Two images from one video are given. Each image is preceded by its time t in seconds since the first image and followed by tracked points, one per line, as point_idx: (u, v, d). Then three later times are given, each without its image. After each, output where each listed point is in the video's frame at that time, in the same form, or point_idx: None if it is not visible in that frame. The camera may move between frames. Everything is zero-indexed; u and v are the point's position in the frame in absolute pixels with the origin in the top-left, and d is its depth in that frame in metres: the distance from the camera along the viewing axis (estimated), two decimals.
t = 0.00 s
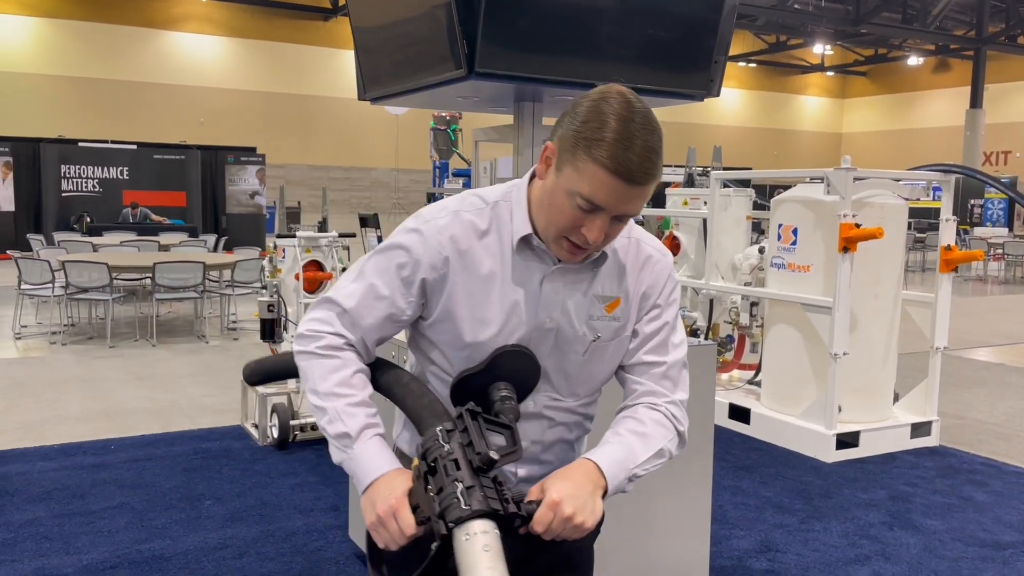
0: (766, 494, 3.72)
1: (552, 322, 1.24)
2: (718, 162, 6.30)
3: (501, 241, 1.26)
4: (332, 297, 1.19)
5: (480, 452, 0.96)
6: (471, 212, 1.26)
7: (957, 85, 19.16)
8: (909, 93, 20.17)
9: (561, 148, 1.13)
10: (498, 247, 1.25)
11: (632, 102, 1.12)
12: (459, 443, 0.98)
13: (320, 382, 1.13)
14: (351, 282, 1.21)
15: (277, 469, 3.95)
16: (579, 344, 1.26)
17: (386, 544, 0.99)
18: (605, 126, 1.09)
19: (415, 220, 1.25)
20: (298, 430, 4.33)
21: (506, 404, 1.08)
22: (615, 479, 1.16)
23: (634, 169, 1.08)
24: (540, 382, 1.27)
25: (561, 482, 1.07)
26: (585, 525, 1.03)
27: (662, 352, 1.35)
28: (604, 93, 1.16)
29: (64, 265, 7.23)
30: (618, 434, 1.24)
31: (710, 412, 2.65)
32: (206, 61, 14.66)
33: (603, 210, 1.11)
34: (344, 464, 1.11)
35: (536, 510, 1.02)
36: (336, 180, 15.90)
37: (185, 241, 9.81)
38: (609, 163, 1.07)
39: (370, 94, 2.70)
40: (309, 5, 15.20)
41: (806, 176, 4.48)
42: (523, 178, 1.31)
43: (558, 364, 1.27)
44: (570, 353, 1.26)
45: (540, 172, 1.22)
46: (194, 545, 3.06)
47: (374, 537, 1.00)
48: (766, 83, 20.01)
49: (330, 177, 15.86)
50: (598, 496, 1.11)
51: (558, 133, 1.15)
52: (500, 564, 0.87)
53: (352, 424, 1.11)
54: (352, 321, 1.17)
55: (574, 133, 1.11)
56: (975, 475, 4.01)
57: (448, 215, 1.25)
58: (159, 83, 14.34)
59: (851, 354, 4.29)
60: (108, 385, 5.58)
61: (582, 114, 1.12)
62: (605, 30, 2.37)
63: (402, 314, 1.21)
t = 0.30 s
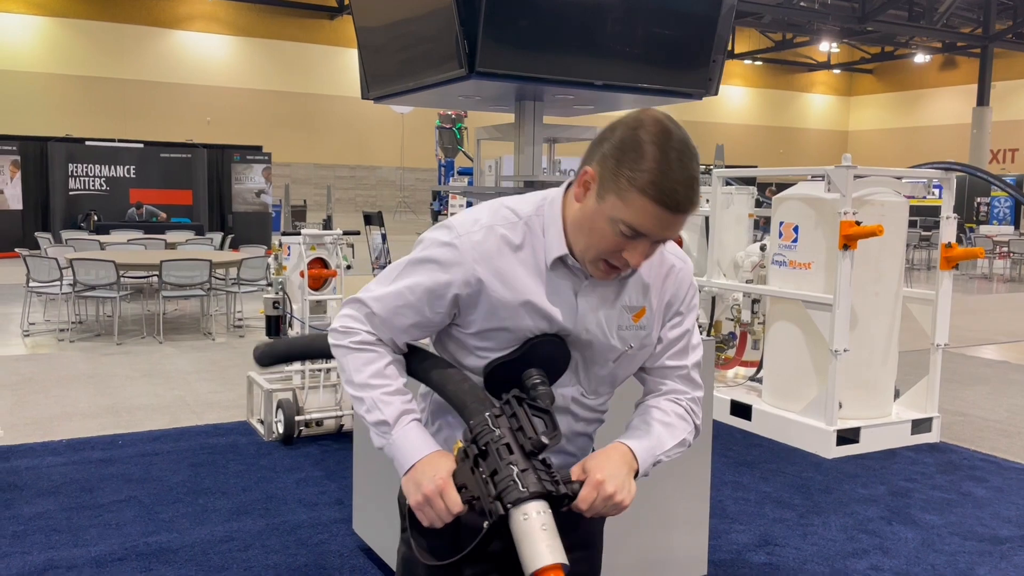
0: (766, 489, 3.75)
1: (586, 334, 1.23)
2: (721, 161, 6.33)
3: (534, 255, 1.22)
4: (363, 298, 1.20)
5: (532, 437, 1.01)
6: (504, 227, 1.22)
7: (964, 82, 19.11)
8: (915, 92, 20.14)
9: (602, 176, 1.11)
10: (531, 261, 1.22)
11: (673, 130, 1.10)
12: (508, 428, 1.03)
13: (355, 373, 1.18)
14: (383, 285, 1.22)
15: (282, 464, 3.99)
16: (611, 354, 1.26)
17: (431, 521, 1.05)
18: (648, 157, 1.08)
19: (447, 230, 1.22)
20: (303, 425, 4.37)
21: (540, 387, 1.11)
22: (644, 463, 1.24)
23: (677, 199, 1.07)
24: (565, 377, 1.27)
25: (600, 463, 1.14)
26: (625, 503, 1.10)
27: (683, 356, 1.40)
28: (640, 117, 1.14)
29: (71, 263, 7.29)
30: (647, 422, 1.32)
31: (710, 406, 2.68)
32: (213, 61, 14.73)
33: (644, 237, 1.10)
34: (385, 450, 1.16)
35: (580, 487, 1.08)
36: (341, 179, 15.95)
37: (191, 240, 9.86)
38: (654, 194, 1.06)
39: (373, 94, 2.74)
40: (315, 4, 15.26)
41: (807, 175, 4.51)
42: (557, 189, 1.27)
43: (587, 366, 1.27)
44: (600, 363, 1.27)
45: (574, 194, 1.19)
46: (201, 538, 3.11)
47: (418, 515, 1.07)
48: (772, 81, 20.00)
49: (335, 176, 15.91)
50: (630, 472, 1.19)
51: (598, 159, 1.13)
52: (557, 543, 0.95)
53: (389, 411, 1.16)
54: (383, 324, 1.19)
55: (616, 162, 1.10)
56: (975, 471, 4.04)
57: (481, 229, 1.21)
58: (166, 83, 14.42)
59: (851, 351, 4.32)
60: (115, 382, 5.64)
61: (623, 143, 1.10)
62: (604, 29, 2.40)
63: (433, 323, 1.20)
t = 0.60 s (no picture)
0: (761, 481, 3.79)
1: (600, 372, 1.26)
2: (721, 156, 6.36)
3: (565, 294, 1.20)
4: (388, 307, 1.20)
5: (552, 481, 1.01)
6: (542, 264, 1.19)
7: (970, 78, 19.08)
8: (921, 88, 20.09)
9: (655, 250, 1.08)
10: (563, 301, 1.20)
11: (729, 217, 1.08)
12: (528, 465, 1.02)
13: (372, 378, 1.20)
14: (412, 300, 1.20)
15: (284, 456, 4.05)
16: (613, 389, 1.31)
17: (438, 529, 1.09)
18: (705, 244, 1.05)
19: (484, 256, 1.19)
20: (304, 418, 4.43)
21: (550, 413, 1.12)
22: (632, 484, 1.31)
23: (723, 287, 1.06)
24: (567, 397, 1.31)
25: (598, 491, 1.19)
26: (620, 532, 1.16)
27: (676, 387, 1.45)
28: (696, 191, 1.11)
29: (77, 258, 7.35)
30: (636, 444, 1.38)
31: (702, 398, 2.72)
32: (218, 58, 14.80)
33: (680, 313, 1.09)
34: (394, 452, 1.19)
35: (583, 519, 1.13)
36: (347, 175, 16.01)
37: (196, 235, 9.92)
38: (702, 279, 1.05)
39: (371, 89, 2.78)
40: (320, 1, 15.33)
41: (804, 169, 4.53)
42: (602, 229, 1.22)
43: (587, 392, 1.32)
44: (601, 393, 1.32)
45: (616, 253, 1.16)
46: (203, 526, 3.16)
47: (426, 523, 1.10)
48: (777, 77, 19.99)
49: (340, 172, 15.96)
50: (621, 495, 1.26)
51: (652, 229, 1.10)
52: None
53: (402, 422, 1.17)
54: (405, 340, 1.19)
55: (671, 240, 1.07)
56: (970, 463, 4.07)
57: (520, 264, 1.18)
58: (172, 80, 14.49)
59: (848, 344, 4.35)
60: (120, 375, 5.70)
61: (680, 222, 1.07)
62: (597, 23, 2.44)
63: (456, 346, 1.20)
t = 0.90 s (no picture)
0: (757, 470, 3.82)
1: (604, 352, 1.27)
2: (721, 149, 6.38)
3: (575, 284, 1.19)
4: (406, 318, 1.11)
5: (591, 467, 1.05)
6: (555, 258, 1.17)
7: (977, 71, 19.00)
8: (928, 82, 20.00)
9: (667, 240, 1.08)
10: (573, 290, 1.19)
11: (733, 204, 1.09)
12: (566, 456, 1.04)
13: (395, 393, 1.11)
14: (430, 307, 1.12)
15: (284, 445, 4.09)
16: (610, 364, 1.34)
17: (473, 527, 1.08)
18: (715, 232, 1.06)
19: (500, 254, 1.14)
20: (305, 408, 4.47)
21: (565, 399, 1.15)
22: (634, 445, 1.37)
23: (732, 272, 1.07)
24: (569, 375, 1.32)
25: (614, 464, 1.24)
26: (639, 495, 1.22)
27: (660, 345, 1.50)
28: (698, 178, 1.11)
29: (82, 251, 7.40)
30: (630, 411, 1.42)
31: (694, 385, 2.75)
32: (224, 52, 14.81)
33: (689, 298, 1.10)
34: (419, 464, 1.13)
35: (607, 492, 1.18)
36: (352, 169, 16.04)
37: (201, 229, 9.96)
38: (713, 267, 1.06)
39: (368, 80, 2.80)
40: None
41: (802, 161, 4.54)
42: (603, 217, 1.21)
43: (586, 370, 1.35)
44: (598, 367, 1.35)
45: (624, 241, 1.15)
46: (203, 513, 3.21)
47: (462, 524, 1.08)
48: (783, 71, 19.94)
49: (345, 167, 15.99)
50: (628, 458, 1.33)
51: (660, 218, 1.09)
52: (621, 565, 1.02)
53: (431, 432, 1.11)
54: (427, 348, 1.12)
55: (681, 229, 1.07)
56: (965, 453, 4.10)
57: (536, 260, 1.15)
58: (178, 75, 14.51)
59: (845, 335, 4.37)
60: (125, 366, 5.75)
61: (688, 211, 1.07)
62: (588, 14, 2.46)
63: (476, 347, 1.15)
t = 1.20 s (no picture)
0: (752, 458, 3.84)
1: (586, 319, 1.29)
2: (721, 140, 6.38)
3: (553, 259, 1.19)
4: (395, 315, 1.10)
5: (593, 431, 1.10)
6: (530, 237, 1.17)
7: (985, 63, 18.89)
8: (935, 74, 19.89)
9: (629, 204, 1.10)
10: (552, 265, 1.19)
11: (692, 161, 1.11)
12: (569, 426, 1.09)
13: (395, 390, 1.10)
14: (417, 302, 1.11)
15: (283, 433, 4.13)
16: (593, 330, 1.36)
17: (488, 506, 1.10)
18: (676, 191, 1.08)
19: (479, 240, 1.13)
20: (304, 397, 4.50)
21: (557, 369, 1.18)
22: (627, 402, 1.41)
23: (696, 229, 1.10)
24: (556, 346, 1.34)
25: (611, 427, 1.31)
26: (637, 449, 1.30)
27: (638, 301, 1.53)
28: (655, 140, 1.13)
29: (86, 243, 7.44)
30: (618, 366, 1.45)
31: (685, 371, 2.78)
32: (229, 45, 14.83)
33: (658, 258, 1.13)
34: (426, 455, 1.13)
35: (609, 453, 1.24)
36: (356, 162, 16.05)
37: (204, 220, 9.99)
38: (676, 226, 1.08)
39: (362, 70, 2.82)
40: None
41: (799, 151, 4.54)
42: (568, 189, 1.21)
43: (572, 338, 1.37)
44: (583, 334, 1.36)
45: (592, 211, 1.17)
46: (201, 499, 3.25)
47: (477, 504, 1.10)
48: (789, 63, 19.86)
49: (350, 159, 16.01)
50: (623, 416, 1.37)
51: (622, 183, 1.11)
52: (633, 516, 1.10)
53: (437, 422, 1.11)
54: (420, 341, 1.11)
55: (641, 192, 1.09)
56: (961, 442, 4.11)
57: (512, 240, 1.15)
58: (183, 67, 14.53)
59: (841, 325, 4.38)
60: (127, 356, 5.80)
61: (648, 174, 1.09)
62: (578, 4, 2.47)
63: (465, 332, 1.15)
